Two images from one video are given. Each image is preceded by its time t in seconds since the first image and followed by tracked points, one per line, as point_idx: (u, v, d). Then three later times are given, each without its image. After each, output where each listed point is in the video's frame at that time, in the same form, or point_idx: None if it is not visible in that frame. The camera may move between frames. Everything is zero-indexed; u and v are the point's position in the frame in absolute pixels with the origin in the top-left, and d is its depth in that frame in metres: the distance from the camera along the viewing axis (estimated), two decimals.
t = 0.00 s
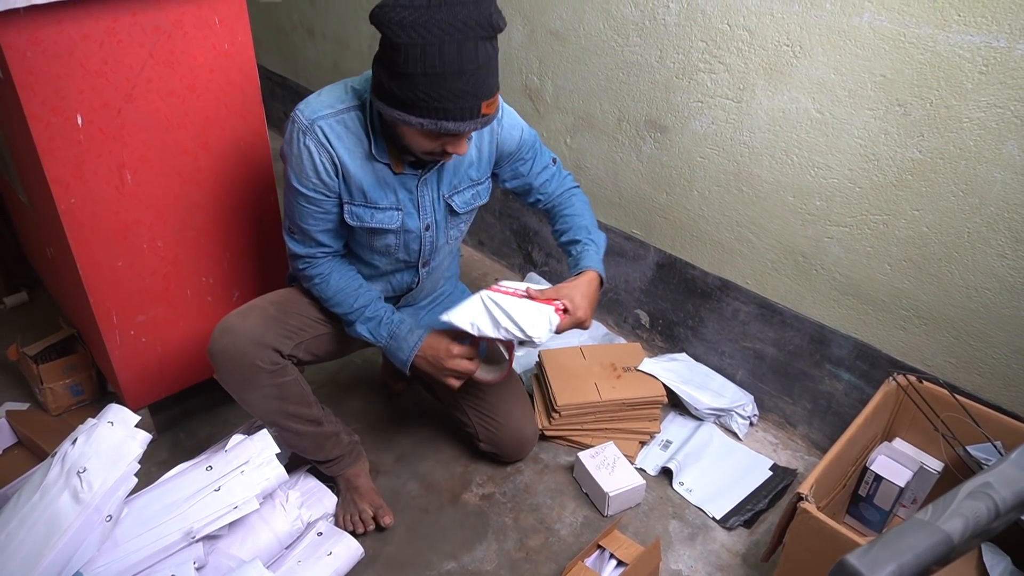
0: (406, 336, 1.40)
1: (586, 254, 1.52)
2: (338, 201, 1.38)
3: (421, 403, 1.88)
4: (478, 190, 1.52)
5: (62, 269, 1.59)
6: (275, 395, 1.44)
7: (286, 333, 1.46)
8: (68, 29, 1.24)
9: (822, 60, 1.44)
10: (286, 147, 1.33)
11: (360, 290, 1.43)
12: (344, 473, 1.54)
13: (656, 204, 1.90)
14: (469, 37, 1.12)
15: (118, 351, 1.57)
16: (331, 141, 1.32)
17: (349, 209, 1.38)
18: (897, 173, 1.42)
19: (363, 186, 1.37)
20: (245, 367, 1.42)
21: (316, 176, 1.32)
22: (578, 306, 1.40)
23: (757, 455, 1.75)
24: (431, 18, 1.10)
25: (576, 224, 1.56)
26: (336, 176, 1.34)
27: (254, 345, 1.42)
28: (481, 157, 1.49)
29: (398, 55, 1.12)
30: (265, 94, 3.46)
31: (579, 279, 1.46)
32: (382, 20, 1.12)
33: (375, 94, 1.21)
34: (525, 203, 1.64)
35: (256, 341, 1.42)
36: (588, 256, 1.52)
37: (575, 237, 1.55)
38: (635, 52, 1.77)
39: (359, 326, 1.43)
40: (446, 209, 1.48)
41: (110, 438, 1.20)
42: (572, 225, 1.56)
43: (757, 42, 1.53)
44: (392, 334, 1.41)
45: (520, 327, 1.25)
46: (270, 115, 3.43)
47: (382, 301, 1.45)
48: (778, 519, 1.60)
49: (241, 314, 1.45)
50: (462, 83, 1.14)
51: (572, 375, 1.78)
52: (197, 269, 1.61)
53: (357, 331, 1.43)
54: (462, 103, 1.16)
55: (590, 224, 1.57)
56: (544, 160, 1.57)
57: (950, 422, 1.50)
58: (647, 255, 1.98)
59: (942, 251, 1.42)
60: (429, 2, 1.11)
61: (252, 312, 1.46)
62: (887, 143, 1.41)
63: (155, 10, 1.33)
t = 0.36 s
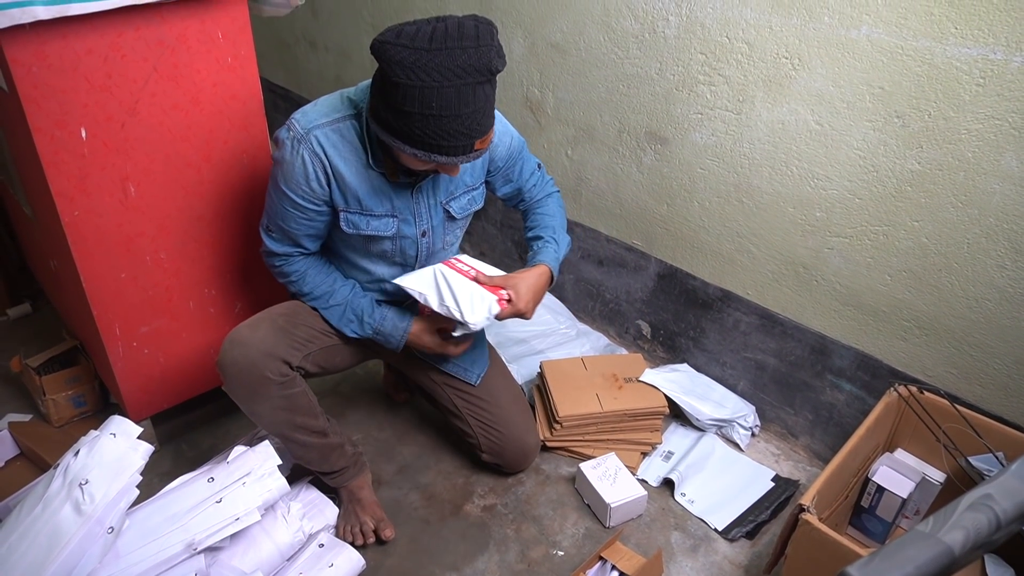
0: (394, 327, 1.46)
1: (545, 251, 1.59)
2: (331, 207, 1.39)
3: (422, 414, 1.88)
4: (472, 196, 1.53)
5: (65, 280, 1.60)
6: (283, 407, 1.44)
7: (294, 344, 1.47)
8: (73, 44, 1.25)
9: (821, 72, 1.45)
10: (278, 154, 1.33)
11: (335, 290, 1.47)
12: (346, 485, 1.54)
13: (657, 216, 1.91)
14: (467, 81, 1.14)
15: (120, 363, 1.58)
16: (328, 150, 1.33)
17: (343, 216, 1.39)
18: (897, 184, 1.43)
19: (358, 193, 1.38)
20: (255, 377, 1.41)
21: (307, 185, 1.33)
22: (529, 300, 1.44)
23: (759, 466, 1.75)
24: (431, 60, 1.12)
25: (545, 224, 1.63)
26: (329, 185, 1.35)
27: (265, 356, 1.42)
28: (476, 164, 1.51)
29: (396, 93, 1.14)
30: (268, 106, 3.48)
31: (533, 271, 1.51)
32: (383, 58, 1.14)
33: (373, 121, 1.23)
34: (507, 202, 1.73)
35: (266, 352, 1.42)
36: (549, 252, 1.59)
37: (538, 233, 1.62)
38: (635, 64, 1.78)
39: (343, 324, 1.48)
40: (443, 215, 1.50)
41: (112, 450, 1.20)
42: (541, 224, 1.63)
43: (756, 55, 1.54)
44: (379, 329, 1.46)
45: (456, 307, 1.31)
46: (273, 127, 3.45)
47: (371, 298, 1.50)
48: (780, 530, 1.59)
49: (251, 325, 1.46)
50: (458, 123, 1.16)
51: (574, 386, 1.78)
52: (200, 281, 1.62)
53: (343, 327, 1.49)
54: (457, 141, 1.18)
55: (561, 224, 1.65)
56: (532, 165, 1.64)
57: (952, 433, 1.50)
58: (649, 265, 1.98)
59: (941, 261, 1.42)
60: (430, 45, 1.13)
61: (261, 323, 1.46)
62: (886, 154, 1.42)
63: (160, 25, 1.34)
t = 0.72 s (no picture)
0: (422, 330, 1.45)
1: (531, 243, 1.59)
2: (348, 205, 1.37)
3: (430, 425, 1.88)
4: (473, 198, 1.56)
5: (76, 291, 1.61)
6: (293, 417, 1.45)
7: (302, 355, 1.47)
8: (87, 58, 1.27)
9: (828, 84, 1.45)
10: (298, 151, 1.31)
11: (358, 301, 1.40)
12: (354, 496, 1.54)
13: (665, 226, 1.91)
14: (472, 89, 1.15)
15: (131, 373, 1.59)
16: (348, 145, 1.33)
17: (360, 213, 1.38)
18: (905, 195, 1.43)
19: (374, 189, 1.38)
20: (264, 388, 1.42)
21: (328, 181, 1.31)
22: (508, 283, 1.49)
23: (768, 477, 1.74)
24: (437, 66, 1.13)
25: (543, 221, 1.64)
26: (349, 182, 1.34)
27: (275, 367, 1.42)
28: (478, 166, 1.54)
29: (402, 96, 1.15)
30: (278, 118, 3.52)
31: (506, 253, 1.54)
32: (390, 61, 1.15)
33: (379, 124, 1.24)
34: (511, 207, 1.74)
35: (276, 362, 1.43)
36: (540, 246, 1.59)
37: (531, 229, 1.63)
38: (642, 76, 1.79)
39: (372, 334, 1.41)
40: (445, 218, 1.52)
41: (123, 459, 1.21)
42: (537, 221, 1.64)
43: (764, 66, 1.54)
44: (410, 329, 1.44)
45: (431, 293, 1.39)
46: (282, 138, 3.48)
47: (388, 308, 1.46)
48: (789, 542, 1.58)
49: (260, 336, 1.46)
50: (460, 129, 1.16)
51: (582, 397, 1.78)
52: (209, 291, 1.63)
53: (370, 337, 1.42)
54: (458, 147, 1.18)
55: (561, 224, 1.66)
56: (538, 169, 1.67)
57: (964, 445, 1.49)
58: (657, 276, 1.98)
59: (951, 272, 1.42)
60: (437, 51, 1.14)
61: (271, 332, 1.47)
62: (894, 165, 1.42)
63: (172, 39, 1.36)
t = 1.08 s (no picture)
0: (422, 351, 1.38)
1: (517, 252, 1.59)
2: (352, 217, 1.38)
3: (435, 435, 1.88)
4: (475, 204, 1.56)
5: (83, 301, 1.62)
6: (308, 426, 1.44)
7: (320, 364, 1.48)
8: (97, 71, 1.28)
9: (833, 95, 1.46)
10: (300, 166, 1.32)
11: (361, 315, 1.39)
12: (361, 508, 1.53)
13: (670, 237, 1.91)
14: (486, 90, 1.15)
15: (136, 384, 1.59)
16: (349, 157, 1.34)
17: (365, 224, 1.39)
18: (912, 206, 1.42)
19: (377, 200, 1.38)
20: (282, 397, 1.42)
21: (330, 195, 1.32)
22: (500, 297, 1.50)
23: (774, 489, 1.73)
24: (452, 68, 1.14)
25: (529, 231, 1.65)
26: (351, 194, 1.35)
27: (285, 378, 1.42)
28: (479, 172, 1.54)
29: (416, 99, 1.15)
30: (284, 129, 3.54)
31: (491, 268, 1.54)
32: (405, 64, 1.15)
33: (387, 128, 1.23)
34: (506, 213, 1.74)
35: (294, 371, 1.43)
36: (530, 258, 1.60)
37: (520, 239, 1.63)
38: (647, 87, 1.79)
39: (371, 352, 1.38)
40: (446, 224, 1.52)
41: (129, 470, 1.18)
42: (531, 232, 1.65)
43: (769, 78, 1.55)
44: (410, 351, 1.38)
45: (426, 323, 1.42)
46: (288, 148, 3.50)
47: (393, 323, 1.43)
48: (796, 555, 1.57)
49: (277, 345, 1.47)
50: (474, 131, 1.17)
51: (588, 408, 1.78)
52: (216, 302, 1.64)
53: (369, 355, 1.39)
54: (472, 149, 1.18)
55: (552, 237, 1.66)
56: (536, 178, 1.68)
57: (972, 457, 1.48)
58: (662, 286, 1.98)
59: (958, 284, 1.42)
60: (452, 54, 1.15)
61: (288, 342, 1.48)
62: (901, 177, 1.42)
63: (180, 52, 1.37)
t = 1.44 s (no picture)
0: (411, 349, 1.36)
1: (512, 256, 1.60)
2: (356, 219, 1.38)
3: (437, 441, 1.88)
4: (481, 210, 1.56)
5: (85, 309, 1.62)
6: (316, 430, 1.44)
7: (328, 367, 1.49)
8: (100, 80, 1.28)
9: (834, 101, 1.46)
10: (304, 166, 1.33)
11: (354, 312, 1.38)
12: (364, 514, 1.53)
13: (671, 242, 1.91)
14: (494, 81, 1.15)
15: (139, 391, 1.59)
16: (354, 158, 1.34)
17: (369, 226, 1.39)
18: (913, 211, 1.42)
19: (381, 202, 1.38)
20: (290, 400, 1.42)
21: (333, 195, 1.32)
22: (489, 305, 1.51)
23: (777, 494, 1.72)
24: (460, 59, 1.14)
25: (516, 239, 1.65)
26: (355, 195, 1.35)
27: (288, 384, 1.42)
28: (485, 178, 1.54)
29: (424, 89, 1.15)
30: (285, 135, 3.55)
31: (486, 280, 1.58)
32: (414, 56, 1.16)
33: (397, 124, 1.23)
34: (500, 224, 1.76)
35: (303, 372, 1.43)
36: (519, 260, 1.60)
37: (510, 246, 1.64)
38: (648, 93, 1.80)
39: (361, 348, 1.37)
40: (454, 229, 1.52)
41: (132, 478, 1.18)
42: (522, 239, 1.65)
43: (769, 84, 1.55)
44: (398, 348, 1.36)
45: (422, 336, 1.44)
46: (289, 155, 3.51)
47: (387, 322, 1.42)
48: (800, 561, 1.56)
49: (288, 345, 1.47)
50: (482, 121, 1.16)
51: (589, 413, 1.78)
52: (218, 308, 1.64)
53: (358, 352, 1.37)
54: (479, 141, 1.17)
55: (543, 241, 1.67)
56: (532, 192, 1.69)
57: (974, 462, 1.48)
58: (663, 291, 1.98)
59: (960, 289, 1.42)
60: (461, 46, 1.15)
61: (297, 342, 1.48)
62: (901, 182, 1.42)
63: (183, 60, 1.37)
